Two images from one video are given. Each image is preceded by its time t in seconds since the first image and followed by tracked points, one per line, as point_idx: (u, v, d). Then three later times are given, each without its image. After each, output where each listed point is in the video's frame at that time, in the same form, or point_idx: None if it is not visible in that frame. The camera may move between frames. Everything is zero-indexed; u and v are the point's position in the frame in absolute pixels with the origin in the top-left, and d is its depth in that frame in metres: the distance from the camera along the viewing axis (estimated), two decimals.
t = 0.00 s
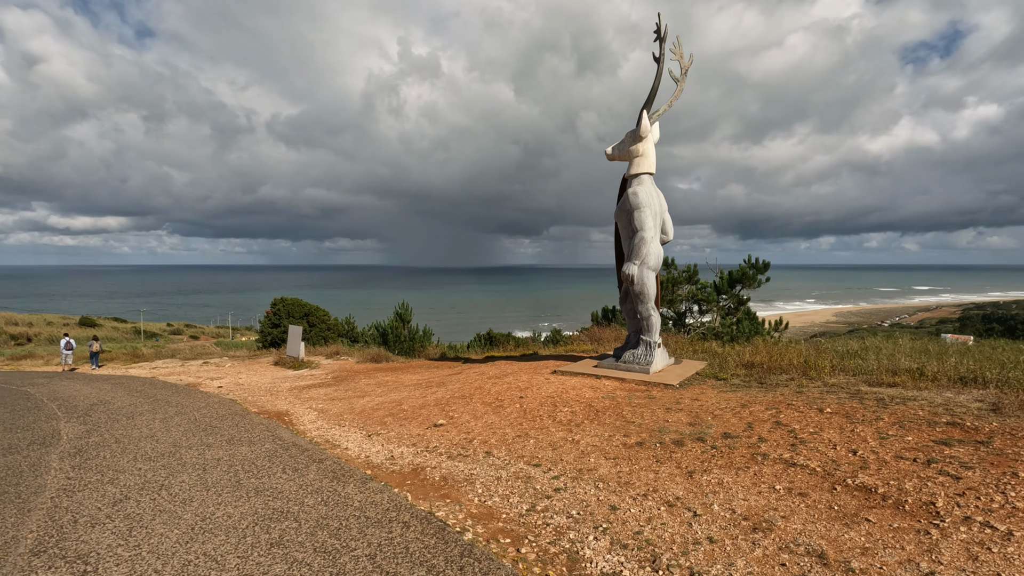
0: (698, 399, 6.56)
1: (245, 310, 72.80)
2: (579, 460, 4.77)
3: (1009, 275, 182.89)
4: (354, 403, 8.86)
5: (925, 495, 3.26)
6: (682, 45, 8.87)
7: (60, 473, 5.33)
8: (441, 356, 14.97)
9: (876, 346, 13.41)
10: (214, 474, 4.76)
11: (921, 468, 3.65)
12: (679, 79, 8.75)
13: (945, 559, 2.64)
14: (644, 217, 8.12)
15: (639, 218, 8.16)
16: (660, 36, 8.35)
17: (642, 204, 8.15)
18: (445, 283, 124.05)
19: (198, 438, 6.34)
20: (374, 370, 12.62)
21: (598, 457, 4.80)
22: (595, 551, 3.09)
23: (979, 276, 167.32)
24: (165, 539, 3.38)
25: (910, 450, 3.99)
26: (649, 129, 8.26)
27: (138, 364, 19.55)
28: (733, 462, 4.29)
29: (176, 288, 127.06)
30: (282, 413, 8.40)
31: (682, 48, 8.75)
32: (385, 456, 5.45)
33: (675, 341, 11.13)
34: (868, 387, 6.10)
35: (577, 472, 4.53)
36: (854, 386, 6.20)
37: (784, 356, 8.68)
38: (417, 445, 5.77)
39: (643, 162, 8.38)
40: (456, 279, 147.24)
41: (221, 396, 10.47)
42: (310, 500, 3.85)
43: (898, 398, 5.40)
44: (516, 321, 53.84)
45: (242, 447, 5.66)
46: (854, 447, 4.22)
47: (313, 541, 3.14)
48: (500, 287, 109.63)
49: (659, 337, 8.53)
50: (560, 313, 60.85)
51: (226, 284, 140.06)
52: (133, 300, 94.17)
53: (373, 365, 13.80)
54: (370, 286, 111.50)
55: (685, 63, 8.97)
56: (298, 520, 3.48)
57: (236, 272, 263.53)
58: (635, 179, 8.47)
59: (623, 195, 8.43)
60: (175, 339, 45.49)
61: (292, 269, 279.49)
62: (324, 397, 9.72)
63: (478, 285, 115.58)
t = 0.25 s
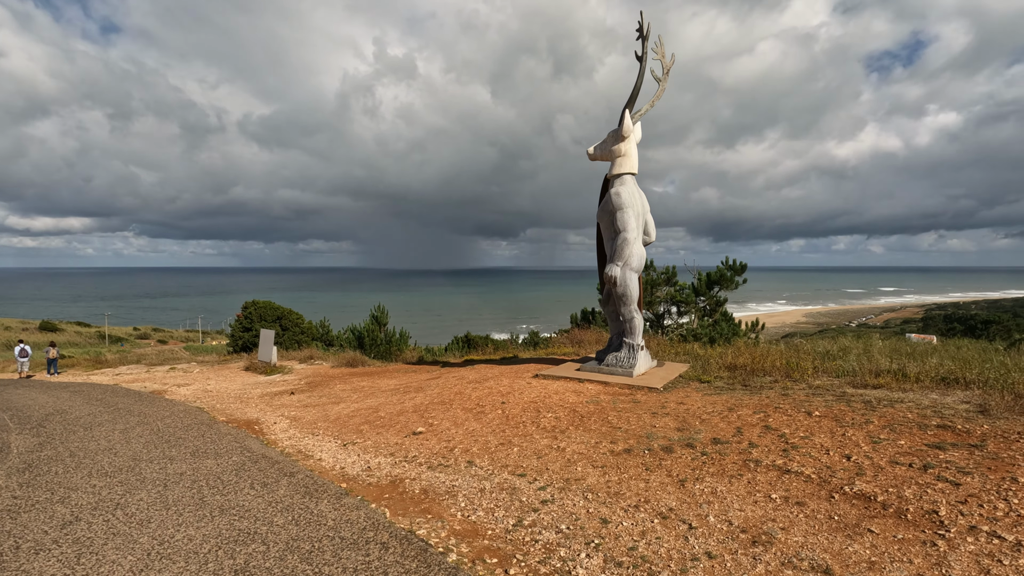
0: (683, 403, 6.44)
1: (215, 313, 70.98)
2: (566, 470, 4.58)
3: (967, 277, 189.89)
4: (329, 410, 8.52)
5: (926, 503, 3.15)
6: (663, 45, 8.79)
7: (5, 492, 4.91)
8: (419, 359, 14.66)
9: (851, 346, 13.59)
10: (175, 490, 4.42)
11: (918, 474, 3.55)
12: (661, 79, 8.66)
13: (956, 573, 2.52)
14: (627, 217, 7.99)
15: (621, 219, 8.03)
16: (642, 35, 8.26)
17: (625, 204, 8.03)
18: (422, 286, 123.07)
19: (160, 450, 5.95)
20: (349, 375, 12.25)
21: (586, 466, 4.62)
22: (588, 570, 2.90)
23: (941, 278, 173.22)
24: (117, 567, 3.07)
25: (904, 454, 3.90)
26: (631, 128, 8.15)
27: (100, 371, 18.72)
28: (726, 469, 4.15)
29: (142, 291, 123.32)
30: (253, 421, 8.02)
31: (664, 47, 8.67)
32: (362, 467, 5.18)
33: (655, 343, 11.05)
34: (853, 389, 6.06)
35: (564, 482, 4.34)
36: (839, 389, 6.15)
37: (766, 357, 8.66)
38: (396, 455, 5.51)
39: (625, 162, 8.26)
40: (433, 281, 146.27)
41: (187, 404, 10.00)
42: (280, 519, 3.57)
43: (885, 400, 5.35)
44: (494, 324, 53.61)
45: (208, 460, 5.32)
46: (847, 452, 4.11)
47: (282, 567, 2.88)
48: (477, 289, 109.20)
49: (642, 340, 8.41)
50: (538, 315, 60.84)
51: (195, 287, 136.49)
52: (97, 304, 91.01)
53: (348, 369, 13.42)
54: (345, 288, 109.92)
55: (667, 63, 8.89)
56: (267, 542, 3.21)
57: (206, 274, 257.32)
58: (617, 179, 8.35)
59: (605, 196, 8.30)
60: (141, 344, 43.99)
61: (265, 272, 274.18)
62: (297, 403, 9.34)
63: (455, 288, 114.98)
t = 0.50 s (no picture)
0: (668, 405, 6.30)
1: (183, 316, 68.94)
2: (552, 477, 4.37)
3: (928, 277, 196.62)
4: (300, 415, 8.15)
5: (930, 508, 3.03)
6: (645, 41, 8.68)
7: None
8: (395, 362, 14.31)
9: (826, 346, 13.72)
10: (128, 508, 4.06)
11: (916, 477, 3.44)
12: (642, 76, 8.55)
13: None
14: (609, 216, 7.84)
15: (603, 217, 7.88)
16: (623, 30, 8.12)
17: (607, 202, 7.87)
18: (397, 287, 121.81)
19: (115, 462, 5.54)
20: (323, 378, 11.84)
21: (572, 473, 4.41)
22: None
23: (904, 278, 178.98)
24: None
25: (899, 457, 3.79)
26: (612, 125, 8.01)
27: (57, 377, 17.82)
28: (718, 474, 3.99)
29: (106, 293, 119.19)
30: (219, 429, 7.61)
31: (645, 44, 8.56)
32: (335, 477, 4.88)
33: (636, 344, 10.95)
34: (838, 389, 6.00)
35: (550, 491, 4.13)
36: (824, 389, 6.08)
37: (747, 357, 8.61)
38: (371, 463, 5.23)
39: (606, 160, 8.11)
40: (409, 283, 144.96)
41: (150, 411, 9.49)
42: (244, 539, 3.27)
43: (871, 400, 5.29)
44: (470, 325, 53.28)
45: (167, 472, 4.95)
46: (840, 454, 4.00)
47: None
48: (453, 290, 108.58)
49: (623, 340, 8.27)
50: (514, 317, 60.70)
51: (162, 289, 132.56)
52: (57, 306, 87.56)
53: (322, 373, 13.00)
54: (318, 290, 108.11)
55: (648, 59, 8.78)
56: (228, 567, 2.91)
57: (174, 276, 250.39)
58: (599, 177, 8.19)
59: (586, 194, 8.13)
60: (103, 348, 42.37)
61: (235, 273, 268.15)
62: (267, 409, 8.94)
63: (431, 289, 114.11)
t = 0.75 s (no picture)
0: (655, 408, 6.16)
1: (150, 318, 66.90)
2: (540, 487, 4.18)
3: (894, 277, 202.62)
4: (273, 423, 7.79)
5: (936, 517, 2.92)
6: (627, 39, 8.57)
7: None
8: (372, 365, 13.95)
9: (803, 346, 13.83)
10: (82, 530, 3.73)
11: (918, 483, 3.34)
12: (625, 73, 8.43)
13: None
14: (593, 215, 7.69)
15: (587, 217, 7.73)
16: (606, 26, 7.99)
17: (590, 201, 7.73)
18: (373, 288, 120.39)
19: (71, 477, 5.16)
20: (297, 383, 11.45)
21: (561, 482, 4.23)
22: None
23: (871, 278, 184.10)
24: None
25: (896, 461, 3.70)
26: (596, 122, 7.86)
27: (13, 383, 16.97)
28: (713, 482, 3.85)
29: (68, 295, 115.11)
30: (186, 438, 7.22)
31: (628, 41, 8.44)
32: (310, 491, 4.60)
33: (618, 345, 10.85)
34: (825, 390, 5.95)
35: (539, 502, 3.93)
36: (810, 390, 6.03)
37: (730, 358, 8.56)
38: (349, 474, 4.97)
39: (590, 158, 7.97)
40: (385, 284, 143.42)
41: (111, 419, 9.00)
42: (209, 564, 3.00)
43: (860, 401, 5.23)
44: (448, 326, 52.83)
45: (127, 488, 4.61)
46: (836, 459, 3.89)
47: None
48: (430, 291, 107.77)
49: (607, 342, 8.14)
50: (492, 318, 60.47)
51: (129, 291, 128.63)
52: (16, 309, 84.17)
53: (296, 377, 12.58)
54: (292, 291, 106.19)
55: (631, 57, 8.67)
56: None
57: (142, 277, 243.36)
58: (582, 176, 8.05)
59: (569, 193, 7.97)
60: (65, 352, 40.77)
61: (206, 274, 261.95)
62: (238, 416, 8.54)
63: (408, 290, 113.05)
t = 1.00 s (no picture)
0: (644, 409, 6.04)
1: (116, 320, 64.74)
2: (532, 493, 4.01)
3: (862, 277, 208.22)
4: (247, 428, 7.46)
5: (946, 519, 2.83)
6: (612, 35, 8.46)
7: None
8: (351, 367, 13.60)
9: (782, 345, 13.93)
10: (36, 549, 3.42)
11: (921, 483, 3.26)
12: (609, 70, 8.32)
13: None
14: (579, 212, 7.56)
15: (572, 215, 7.59)
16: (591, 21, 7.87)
17: (576, 199, 7.59)
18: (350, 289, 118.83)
19: (25, 491, 4.80)
20: (272, 386, 11.08)
21: (553, 488, 4.06)
22: None
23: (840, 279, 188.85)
24: None
25: (896, 461, 3.63)
26: (581, 119, 7.73)
27: None
28: (711, 485, 3.73)
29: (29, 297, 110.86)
30: (153, 446, 6.85)
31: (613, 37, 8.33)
32: (288, 501, 4.34)
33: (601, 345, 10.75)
34: (814, 389, 5.90)
35: (532, 509, 3.76)
36: (799, 388, 5.98)
37: (715, 357, 8.51)
38: (329, 482, 4.72)
39: (575, 155, 7.84)
40: (361, 285, 141.63)
41: (73, 427, 8.53)
42: None
43: (851, 400, 5.18)
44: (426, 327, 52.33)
45: (89, 502, 4.29)
46: (836, 459, 3.81)
47: None
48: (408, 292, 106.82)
49: (593, 342, 8.02)
50: (470, 318, 60.13)
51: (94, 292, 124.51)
52: None
53: (271, 380, 12.17)
54: (265, 292, 104.03)
55: (615, 53, 8.57)
56: None
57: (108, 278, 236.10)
58: (567, 173, 7.91)
59: (554, 190, 7.83)
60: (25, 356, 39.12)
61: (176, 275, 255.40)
62: (209, 422, 8.17)
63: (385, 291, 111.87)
